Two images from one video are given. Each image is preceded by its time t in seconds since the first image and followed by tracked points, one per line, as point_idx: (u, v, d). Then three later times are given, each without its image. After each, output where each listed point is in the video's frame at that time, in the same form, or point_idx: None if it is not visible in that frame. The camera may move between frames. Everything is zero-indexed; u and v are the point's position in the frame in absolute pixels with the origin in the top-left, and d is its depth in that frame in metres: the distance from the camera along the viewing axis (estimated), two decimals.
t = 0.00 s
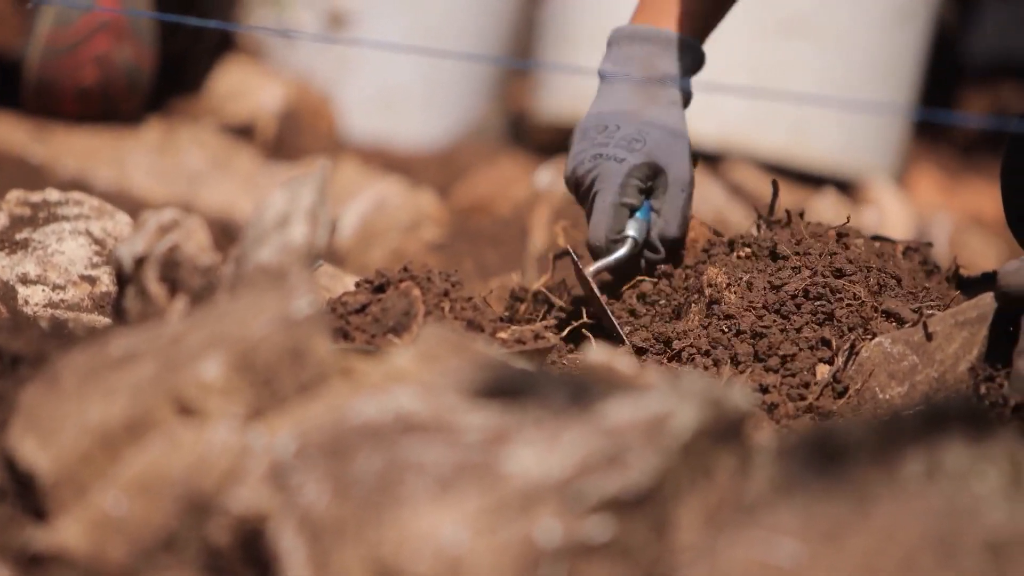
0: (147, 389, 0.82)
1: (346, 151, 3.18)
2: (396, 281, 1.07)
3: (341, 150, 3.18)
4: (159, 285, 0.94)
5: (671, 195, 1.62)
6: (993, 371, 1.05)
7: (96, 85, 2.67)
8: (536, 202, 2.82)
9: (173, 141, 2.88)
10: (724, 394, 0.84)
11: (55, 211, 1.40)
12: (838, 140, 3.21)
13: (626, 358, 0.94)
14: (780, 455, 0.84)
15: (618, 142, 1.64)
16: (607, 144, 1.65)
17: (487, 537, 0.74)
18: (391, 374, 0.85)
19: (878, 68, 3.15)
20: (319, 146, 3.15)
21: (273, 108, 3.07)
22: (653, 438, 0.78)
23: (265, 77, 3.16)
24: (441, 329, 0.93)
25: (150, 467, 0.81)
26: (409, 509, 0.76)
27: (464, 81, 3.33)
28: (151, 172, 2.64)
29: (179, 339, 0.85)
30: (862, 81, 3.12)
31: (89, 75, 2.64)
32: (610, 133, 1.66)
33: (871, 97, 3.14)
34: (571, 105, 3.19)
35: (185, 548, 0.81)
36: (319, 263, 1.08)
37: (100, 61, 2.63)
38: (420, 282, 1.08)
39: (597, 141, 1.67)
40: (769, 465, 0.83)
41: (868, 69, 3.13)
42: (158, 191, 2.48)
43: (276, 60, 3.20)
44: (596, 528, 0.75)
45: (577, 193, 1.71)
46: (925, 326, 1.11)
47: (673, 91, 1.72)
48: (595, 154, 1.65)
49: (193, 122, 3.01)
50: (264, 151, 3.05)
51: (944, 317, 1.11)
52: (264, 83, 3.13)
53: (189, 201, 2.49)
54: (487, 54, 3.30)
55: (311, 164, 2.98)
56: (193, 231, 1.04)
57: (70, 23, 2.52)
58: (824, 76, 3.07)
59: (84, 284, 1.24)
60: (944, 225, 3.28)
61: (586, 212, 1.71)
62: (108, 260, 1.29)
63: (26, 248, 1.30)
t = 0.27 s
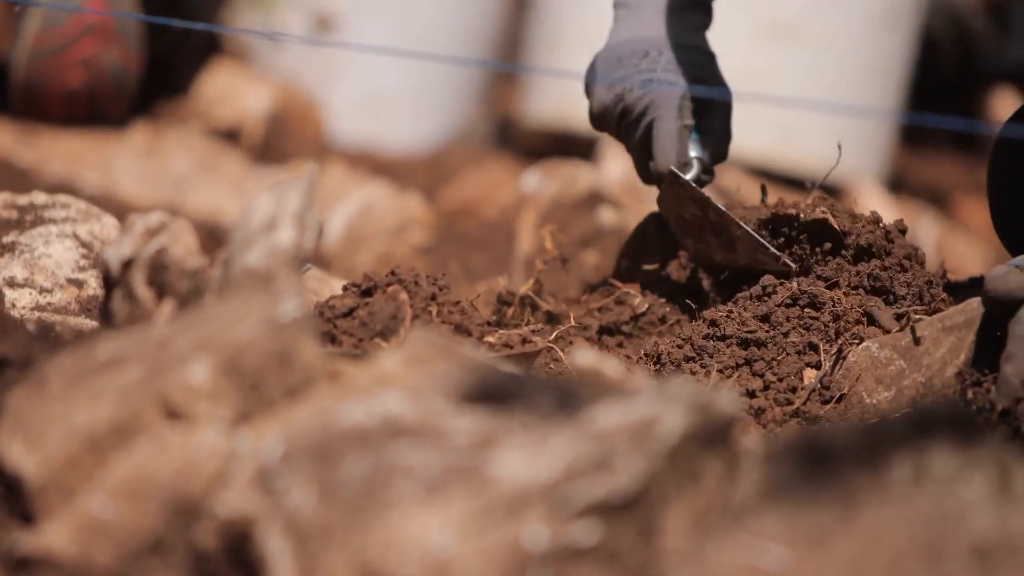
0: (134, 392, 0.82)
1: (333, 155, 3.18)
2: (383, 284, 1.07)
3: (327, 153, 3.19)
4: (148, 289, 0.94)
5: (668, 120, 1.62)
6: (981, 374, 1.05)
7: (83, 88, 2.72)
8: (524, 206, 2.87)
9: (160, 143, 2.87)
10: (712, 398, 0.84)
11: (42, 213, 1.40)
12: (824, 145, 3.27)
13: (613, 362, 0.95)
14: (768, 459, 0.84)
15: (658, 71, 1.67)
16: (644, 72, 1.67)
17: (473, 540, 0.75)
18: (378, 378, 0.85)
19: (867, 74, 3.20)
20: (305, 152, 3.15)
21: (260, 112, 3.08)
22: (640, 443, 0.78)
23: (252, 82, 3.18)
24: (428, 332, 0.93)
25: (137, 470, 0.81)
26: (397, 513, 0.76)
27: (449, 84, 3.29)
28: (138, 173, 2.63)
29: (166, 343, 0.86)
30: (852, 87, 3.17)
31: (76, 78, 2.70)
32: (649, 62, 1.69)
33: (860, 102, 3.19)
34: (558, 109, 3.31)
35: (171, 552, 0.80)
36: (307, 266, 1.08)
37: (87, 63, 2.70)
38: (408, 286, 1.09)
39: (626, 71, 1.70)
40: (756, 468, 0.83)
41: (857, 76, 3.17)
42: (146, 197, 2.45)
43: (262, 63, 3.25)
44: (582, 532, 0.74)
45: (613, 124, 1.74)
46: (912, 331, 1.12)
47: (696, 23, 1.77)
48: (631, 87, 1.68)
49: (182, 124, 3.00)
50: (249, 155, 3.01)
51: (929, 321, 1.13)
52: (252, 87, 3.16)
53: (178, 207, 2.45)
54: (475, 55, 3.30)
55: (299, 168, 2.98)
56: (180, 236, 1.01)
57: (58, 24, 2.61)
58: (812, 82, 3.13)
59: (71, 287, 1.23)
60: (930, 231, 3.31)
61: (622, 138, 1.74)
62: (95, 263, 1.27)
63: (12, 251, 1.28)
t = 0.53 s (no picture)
0: (126, 394, 0.83)
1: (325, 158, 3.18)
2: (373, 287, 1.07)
3: (319, 156, 3.19)
4: (138, 292, 0.95)
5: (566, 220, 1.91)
6: (972, 378, 1.06)
7: (73, 90, 2.70)
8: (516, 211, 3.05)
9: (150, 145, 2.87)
10: (703, 402, 0.84)
11: (32, 216, 1.39)
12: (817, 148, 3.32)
13: (605, 365, 0.95)
14: (759, 462, 0.84)
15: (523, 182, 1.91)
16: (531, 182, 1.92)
17: (465, 542, 0.74)
18: (369, 381, 0.85)
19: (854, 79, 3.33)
20: (295, 154, 3.11)
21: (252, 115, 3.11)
22: (632, 447, 0.79)
23: (243, 86, 3.22)
24: (420, 335, 0.93)
25: (128, 472, 0.81)
26: (386, 516, 0.76)
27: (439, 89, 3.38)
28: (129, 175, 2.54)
29: (158, 346, 0.86)
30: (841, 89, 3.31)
31: (66, 81, 2.67)
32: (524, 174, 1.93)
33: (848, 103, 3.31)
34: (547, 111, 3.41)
35: (162, 554, 0.80)
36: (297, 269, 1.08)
37: (77, 67, 2.68)
38: (399, 289, 1.09)
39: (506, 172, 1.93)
40: (747, 471, 0.82)
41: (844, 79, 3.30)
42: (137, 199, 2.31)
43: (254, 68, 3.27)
44: (574, 534, 0.75)
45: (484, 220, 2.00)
46: (902, 335, 1.12)
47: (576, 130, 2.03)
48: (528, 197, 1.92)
49: (173, 127, 3.03)
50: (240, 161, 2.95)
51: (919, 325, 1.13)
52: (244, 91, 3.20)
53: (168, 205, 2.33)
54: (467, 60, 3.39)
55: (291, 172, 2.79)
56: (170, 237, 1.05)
57: (52, 29, 2.54)
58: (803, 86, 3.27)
59: (62, 289, 1.21)
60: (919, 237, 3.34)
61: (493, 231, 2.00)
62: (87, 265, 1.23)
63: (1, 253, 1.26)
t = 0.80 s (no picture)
0: (115, 396, 0.83)
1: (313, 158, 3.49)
2: (363, 287, 1.07)
3: (308, 156, 3.48)
4: (126, 293, 0.99)
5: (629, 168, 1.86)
6: (962, 380, 1.10)
7: (60, 90, 2.87)
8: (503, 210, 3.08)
9: (139, 144, 3.12)
10: (692, 402, 0.84)
11: (21, 216, 1.35)
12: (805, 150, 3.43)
13: (594, 365, 0.95)
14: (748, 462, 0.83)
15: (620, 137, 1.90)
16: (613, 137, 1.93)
17: (455, 544, 0.74)
18: (358, 381, 0.85)
19: (840, 78, 3.48)
20: (285, 155, 3.43)
21: (239, 114, 3.34)
22: (621, 448, 0.78)
23: (230, 86, 3.46)
24: (409, 335, 0.93)
25: (117, 474, 0.81)
26: (376, 518, 0.76)
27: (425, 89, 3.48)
28: (117, 175, 2.81)
29: (146, 347, 0.87)
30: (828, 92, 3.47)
31: (53, 81, 2.84)
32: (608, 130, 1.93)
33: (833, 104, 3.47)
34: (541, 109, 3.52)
35: (151, 555, 0.80)
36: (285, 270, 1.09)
37: (65, 67, 2.86)
38: (387, 290, 1.09)
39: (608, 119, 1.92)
40: (736, 471, 0.82)
41: (831, 83, 3.47)
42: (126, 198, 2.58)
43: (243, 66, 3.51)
44: (563, 535, 0.74)
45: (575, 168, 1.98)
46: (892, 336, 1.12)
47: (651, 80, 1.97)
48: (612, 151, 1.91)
49: (162, 127, 3.28)
50: (230, 159, 3.29)
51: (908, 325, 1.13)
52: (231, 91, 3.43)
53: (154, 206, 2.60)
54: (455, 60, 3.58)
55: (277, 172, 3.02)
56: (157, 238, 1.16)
57: (36, 29, 2.72)
58: (791, 87, 3.43)
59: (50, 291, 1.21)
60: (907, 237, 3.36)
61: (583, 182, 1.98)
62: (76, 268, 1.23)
63: None
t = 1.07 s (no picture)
0: (104, 396, 0.83)
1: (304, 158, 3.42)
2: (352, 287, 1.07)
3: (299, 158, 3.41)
4: (116, 293, 1.02)
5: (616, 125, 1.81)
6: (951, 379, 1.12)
7: (49, 90, 2.74)
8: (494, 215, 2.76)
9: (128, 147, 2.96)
10: (682, 402, 0.84)
11: (8, 215, 1.31)
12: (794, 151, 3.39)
13: (583, 366, 0.96)
14: (738, 461, 0.83)
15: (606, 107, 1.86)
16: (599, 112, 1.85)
17: (445, 543, 0.74)
18: (348, 381, 0.85)
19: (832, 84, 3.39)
20: (275, 154, 3.34)
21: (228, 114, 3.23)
22: (611, 447, 0.77)
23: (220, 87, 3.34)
24: (398, 336, 0.93)
25: (106, 474, 0.81)
26: (365, 518, 0.76)
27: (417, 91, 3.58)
28: (107, 176, 2.69)
29: (136, 347, 0.87)
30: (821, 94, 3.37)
31: (42, 81, 2.71)
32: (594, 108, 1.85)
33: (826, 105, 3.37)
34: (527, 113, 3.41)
35: (141, 555, 0.80)
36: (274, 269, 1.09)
37: (53, 66, 2.70)
38: (377, 290, 1.09)
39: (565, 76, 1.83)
40: (726, 471, 0.82)
41: (827, 83, 3.38)
42: (116, 198, 2.53)
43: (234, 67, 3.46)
44: (553, 535, 0.74)
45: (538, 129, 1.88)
46: (882, 335, 1.13)
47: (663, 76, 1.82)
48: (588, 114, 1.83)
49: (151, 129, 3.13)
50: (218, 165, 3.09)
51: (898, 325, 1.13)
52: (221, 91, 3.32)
53: (147, 208, 2.53)
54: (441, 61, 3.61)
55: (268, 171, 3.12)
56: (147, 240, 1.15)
57: (23, 28, 2.60)
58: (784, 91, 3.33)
59: (38, 291, 1.20)
60: (900, 236, 3.37)
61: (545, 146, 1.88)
62: (66, 267, 1.23)
63: None
